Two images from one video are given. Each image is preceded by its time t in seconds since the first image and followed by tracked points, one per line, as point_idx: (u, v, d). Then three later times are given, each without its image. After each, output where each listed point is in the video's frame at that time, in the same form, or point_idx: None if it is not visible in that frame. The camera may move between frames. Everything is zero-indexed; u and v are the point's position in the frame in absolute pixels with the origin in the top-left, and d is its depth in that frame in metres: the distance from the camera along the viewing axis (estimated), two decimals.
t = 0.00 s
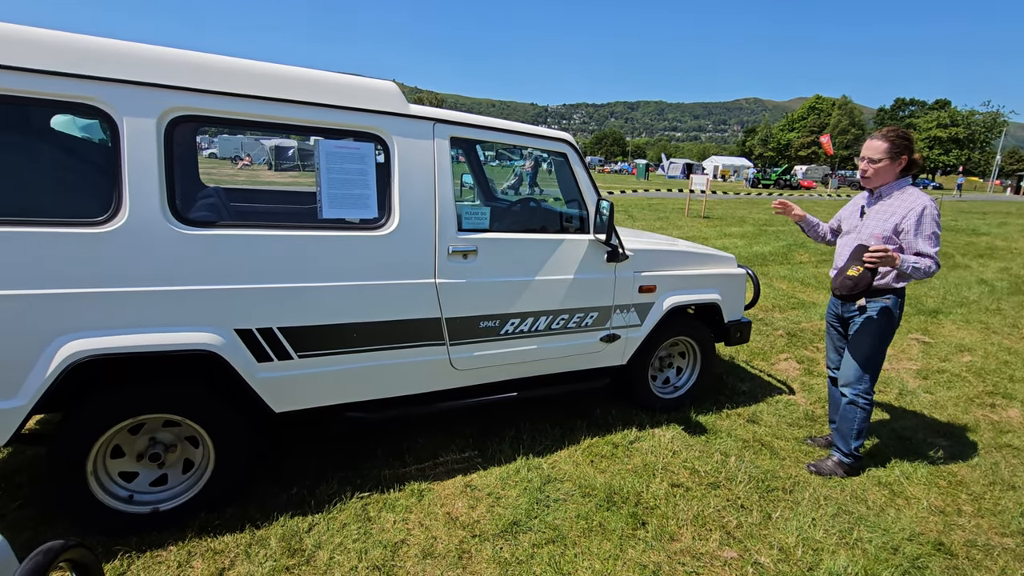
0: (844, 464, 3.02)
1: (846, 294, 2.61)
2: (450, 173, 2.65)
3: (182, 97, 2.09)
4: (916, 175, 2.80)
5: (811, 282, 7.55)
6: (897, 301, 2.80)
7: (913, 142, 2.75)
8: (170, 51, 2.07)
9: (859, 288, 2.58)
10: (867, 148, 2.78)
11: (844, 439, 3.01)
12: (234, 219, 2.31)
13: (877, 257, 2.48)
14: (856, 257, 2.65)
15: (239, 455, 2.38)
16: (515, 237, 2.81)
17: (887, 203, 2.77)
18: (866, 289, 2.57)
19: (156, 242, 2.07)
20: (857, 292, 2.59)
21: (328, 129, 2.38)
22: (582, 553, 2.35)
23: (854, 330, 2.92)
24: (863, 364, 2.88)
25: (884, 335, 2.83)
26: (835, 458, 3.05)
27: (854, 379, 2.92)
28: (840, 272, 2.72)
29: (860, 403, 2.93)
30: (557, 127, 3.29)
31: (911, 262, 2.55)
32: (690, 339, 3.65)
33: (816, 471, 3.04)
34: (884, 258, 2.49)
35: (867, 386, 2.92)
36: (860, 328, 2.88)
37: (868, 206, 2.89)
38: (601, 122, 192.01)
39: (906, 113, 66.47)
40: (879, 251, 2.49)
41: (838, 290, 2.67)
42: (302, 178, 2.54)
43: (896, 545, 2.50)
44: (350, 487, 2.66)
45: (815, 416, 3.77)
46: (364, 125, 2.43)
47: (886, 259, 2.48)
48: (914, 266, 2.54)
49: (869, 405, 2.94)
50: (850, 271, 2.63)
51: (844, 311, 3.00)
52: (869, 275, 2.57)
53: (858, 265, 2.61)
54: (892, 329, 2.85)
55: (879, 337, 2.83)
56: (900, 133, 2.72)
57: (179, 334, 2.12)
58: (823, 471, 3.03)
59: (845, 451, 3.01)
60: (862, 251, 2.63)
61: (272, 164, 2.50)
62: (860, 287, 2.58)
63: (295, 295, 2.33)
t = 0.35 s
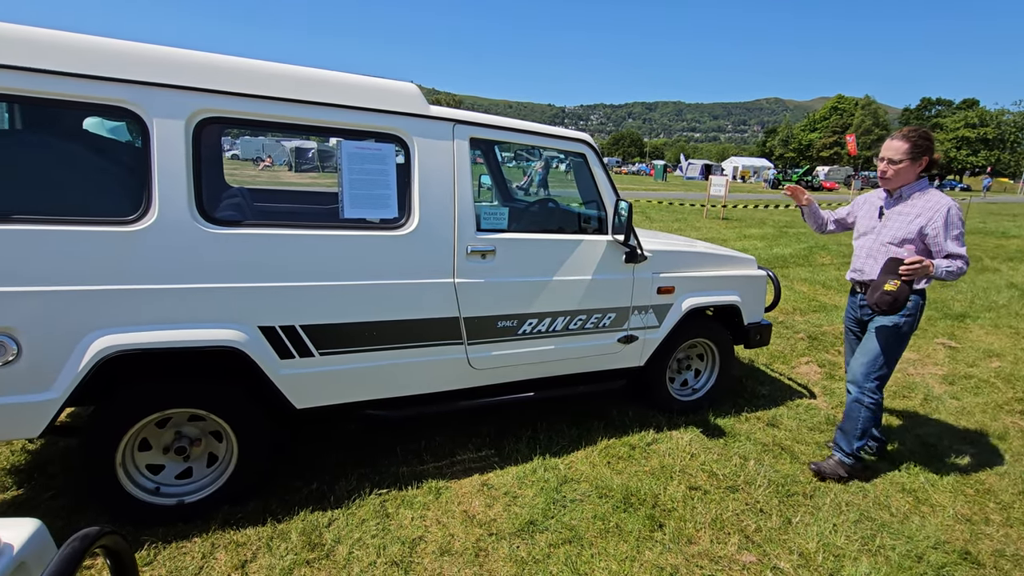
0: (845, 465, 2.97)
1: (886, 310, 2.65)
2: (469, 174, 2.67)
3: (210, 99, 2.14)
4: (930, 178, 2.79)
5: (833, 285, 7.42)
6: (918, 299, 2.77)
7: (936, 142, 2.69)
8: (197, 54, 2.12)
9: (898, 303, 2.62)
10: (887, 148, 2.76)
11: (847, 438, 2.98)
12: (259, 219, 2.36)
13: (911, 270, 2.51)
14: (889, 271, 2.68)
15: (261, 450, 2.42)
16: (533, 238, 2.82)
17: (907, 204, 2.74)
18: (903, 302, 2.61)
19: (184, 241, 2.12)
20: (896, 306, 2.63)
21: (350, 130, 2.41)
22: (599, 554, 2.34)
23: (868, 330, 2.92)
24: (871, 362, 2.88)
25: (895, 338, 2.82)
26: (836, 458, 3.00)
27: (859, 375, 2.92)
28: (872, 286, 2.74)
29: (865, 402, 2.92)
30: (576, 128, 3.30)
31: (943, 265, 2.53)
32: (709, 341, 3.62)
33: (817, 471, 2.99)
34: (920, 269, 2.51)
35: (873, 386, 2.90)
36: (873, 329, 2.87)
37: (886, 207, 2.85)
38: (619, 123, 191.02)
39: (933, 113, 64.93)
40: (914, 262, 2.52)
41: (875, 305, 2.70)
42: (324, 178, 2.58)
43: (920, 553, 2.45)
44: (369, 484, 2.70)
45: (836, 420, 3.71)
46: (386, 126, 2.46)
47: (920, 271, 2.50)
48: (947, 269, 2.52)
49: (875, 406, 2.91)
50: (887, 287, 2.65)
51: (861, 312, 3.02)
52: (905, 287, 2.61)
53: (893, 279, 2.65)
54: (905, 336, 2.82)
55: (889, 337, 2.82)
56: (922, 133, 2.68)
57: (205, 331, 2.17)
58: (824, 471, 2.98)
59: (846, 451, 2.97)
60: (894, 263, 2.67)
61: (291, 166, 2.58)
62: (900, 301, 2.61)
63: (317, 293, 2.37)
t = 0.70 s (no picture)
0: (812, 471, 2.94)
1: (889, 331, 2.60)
2: (484, 175, 2.71)
3: (233, 102, 2.20)
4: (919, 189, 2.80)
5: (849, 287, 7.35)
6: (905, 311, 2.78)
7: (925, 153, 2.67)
8: (222, 59, 2.18)
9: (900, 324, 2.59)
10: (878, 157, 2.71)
11: (818, 446, 2.91)
12: (279, 220, 2.42)
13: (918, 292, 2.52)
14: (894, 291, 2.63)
15: (280, 445, 2.48)
16: (547, 239, 2.85)
17: (899, 216, 2.72)
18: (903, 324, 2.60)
19: (207, 241, 2.18)
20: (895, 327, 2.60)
21: (367, 133, 2.46)
22: (610, 553, 2.36)
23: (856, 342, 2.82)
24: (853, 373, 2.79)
25: (878, 351, 2.76)
26: (804, 464, 2.94)
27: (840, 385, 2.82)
28: (874, 306, 2.67)
29: (841, 413, 2.83)
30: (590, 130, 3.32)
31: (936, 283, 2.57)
32: (722, 342, 3.61)
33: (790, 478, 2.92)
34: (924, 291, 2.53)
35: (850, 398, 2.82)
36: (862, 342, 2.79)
37: (874, 218, 2.83)
38: (632, 124, 190.19)
39: (954, 113, 63.76)
40: (921, 284, 2.52)
41: (875, 324, 2.65)
42: (342, 180, 2.64)
43: (935, 557, 2.43)
44: (383, 480, 2.74)
45: (851, 424, 3.68)
46: (402, 129, 2.51)
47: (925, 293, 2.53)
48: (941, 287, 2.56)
49: (846, 417, 2.85)
50: (891, 308, 2.59)
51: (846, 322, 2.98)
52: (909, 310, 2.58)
53: (898, 300, 2.59)
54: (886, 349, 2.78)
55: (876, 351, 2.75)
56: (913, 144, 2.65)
57: (226, 328, 2.23)
58: (796, 479, 2.91)
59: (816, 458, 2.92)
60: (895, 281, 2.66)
61: (307, 167, 2.64)
62: (902, 323, 2.59)
63: (334, 293, 2.42)
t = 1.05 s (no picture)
0: (823, 476, 2.92)
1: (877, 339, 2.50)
2: (497, 177, 2.73)
3: (252, 106, 2.24)
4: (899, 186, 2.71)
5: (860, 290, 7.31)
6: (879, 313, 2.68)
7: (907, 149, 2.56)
8: (240, 64, 2.22)
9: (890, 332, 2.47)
10: (857, 154, 2.60)
11: (822, 455, 2.89)
12: (295, 222, 2.46)
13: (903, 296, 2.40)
14: (877, 298, 2.51)
15: (296, 443, 2.52)
16: (558, 241, 2.87)
17: (880, 213, 2.62)
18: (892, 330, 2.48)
19: (226, 242, 2.23)
20: (885, 335, 2.49)
21: (382, 136, 2.50)
22: (621, 553, 2.38)
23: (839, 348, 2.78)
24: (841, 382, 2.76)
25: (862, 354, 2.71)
26: (812, 471, 2.93)
27: (831, 397, 2.78)
28: (859, 314, 2.56)
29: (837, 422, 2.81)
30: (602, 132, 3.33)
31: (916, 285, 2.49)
32: (733, 344, 3.61)
33: (800, 487, 2.90)
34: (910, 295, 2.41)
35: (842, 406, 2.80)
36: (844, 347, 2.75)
37: (854, 214, 2.72)
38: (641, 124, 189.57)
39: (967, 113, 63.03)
40: (906, 289, 2.41)
41: (865, 334, 2.53)
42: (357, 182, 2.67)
43: (948, 561, 2.43)
44: (396, 479, 2.78)
45: (863, 427, 3.67)
46: (417, 132, 2.54)
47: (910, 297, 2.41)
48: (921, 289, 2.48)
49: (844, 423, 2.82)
50: (878, 316, 2.47)
51: (823, 324, 2.83)
52: (895, 316, 2.47)
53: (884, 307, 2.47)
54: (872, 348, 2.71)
55: (859, 357, 2.71)
56: (894, 139, 2.53)
57: (244, 328, 2.28)
58: (808, 487, 2.89)
59: (822, 464, 2.89)
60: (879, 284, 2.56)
61: (316, 167, 2.63)
62: (890, 330, 2.47)
63: (349, 293, 2.45)
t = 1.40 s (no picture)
0: (830, 478, 2.90)
1: (851, 344, 2.49)
2: (506, 179, 2.74)
3: (264, 109, 2.26)
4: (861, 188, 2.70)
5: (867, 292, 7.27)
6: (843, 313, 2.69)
7: (868, 151, 2.53)
8: (251, 67, 2.23)
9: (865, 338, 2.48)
10: (821, 156, 2.55)
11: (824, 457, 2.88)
12: (305, 223, 2.47)
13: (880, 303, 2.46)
14: (852, 304, 2.51)
15: (306, 443, 2.53)
16: (566, 243, 2.87)
17: (845, 215, 2.61)
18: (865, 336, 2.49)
19: (237, 244, 2.24)
20: (862, 341, 2.48)
21: (392, 138, 2.51)
22: (630, 555, 2.38)
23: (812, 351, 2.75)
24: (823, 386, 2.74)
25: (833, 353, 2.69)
26: (819, 474, 2.91)
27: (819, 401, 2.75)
28: (835, 319, 2.54)
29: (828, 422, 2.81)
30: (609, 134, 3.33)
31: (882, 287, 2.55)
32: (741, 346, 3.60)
33: (809, 491, 2.88)
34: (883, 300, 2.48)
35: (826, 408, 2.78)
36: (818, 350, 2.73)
37: (818, 214, 2.67)
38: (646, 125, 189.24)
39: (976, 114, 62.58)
40: (881, 295, 2.47)
41: (844, 341, 2.50)
42: (366, 184, 2.69)
43: (958, 566, 2.41)
44: (405, 479, 2.79)
45: (872, 430, 3.65)
46: (426, 134, 2.55)
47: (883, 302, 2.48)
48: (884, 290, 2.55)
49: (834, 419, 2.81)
50: (855, 321, 2.46)
51: (793, 327, 2.77)
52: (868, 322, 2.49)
53: (861, 313, 2.47)
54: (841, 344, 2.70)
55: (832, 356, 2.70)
56: (857, 142, 2.49)
57: (255, 329, 2.29)
58: (816, 491, 2.87)
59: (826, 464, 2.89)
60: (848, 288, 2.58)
61: (321, 168, 2.61)
62: (866, 336, 2.48)
63: (358, 295, 2.47)
